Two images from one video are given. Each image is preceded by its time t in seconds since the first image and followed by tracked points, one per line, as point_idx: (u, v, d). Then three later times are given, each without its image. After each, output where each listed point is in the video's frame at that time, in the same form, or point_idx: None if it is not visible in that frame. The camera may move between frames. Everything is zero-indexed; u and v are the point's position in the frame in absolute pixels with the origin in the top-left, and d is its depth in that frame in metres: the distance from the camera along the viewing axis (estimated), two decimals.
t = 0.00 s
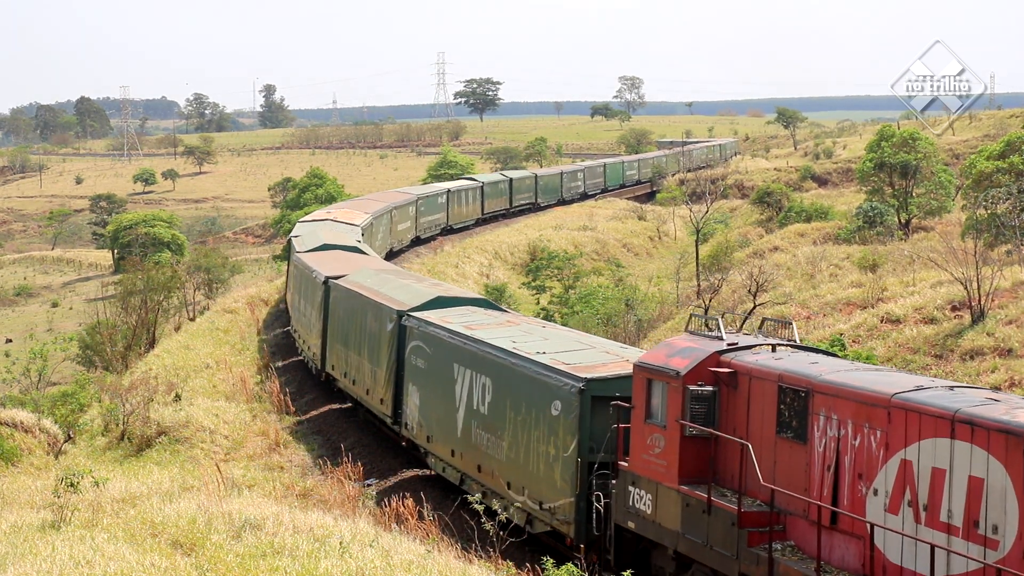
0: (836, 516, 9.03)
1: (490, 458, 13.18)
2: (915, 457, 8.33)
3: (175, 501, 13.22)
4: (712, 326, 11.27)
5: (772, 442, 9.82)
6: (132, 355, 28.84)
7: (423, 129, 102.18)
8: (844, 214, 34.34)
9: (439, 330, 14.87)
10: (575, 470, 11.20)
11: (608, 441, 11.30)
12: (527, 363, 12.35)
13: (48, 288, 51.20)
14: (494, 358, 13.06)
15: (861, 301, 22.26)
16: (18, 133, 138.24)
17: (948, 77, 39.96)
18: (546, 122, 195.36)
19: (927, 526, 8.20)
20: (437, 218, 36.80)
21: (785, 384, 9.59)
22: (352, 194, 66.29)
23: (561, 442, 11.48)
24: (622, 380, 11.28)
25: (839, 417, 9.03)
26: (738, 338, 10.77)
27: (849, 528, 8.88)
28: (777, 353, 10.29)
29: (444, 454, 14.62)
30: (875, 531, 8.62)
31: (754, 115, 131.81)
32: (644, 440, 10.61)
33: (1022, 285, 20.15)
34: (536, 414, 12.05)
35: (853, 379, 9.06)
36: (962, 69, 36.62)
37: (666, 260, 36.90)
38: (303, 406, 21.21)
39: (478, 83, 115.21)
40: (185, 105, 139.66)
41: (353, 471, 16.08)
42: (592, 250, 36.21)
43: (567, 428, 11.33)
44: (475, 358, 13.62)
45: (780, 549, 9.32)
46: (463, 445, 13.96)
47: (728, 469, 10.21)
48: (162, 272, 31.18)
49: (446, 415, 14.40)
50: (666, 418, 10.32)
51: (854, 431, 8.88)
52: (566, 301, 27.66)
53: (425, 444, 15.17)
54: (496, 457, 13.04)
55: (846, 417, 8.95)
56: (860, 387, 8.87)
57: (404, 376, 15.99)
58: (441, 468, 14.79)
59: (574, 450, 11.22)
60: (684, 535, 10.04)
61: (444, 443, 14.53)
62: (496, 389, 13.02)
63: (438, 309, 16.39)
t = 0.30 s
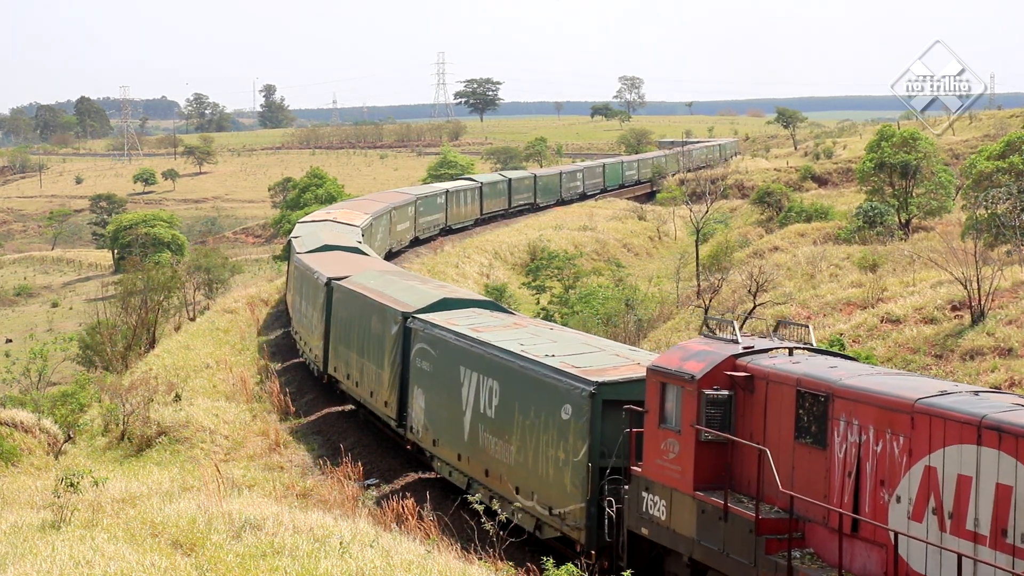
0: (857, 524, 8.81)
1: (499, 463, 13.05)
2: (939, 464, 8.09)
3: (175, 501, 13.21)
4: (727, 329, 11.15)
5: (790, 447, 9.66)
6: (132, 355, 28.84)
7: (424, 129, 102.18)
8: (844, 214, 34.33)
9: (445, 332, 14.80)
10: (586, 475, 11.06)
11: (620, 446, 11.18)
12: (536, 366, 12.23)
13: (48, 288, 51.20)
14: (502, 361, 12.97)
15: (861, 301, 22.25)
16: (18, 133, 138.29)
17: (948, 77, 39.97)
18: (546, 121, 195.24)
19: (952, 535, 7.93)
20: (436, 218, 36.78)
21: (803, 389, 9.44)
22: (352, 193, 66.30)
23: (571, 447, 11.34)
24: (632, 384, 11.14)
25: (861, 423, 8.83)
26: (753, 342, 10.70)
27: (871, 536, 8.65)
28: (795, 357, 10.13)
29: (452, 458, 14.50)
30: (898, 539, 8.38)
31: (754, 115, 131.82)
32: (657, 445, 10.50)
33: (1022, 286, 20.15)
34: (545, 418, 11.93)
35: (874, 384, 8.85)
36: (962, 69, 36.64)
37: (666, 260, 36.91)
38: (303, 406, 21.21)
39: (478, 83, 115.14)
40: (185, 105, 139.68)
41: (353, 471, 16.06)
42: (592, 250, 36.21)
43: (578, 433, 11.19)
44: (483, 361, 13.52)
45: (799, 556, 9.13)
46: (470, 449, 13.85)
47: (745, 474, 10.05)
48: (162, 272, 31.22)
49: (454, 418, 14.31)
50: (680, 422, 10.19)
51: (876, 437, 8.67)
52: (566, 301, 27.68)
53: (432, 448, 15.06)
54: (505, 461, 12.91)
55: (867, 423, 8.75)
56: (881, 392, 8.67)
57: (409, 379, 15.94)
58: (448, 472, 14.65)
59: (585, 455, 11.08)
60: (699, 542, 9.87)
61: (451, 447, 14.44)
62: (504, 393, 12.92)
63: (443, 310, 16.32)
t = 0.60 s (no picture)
0: (879, 532, 8.55)
1: (507, 467, 12.87)
2: (965, 471, 7.83)
3: (175, 501, 13.22)
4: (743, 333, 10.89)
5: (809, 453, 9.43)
6: (132, 355, 28.82)
7: (424, 129, 102.17)
8: (844, 214, 34.32)
9: (451, 334, 14.71)
10: (597, 480, 10.86)
11: (633, 451, 10.95)
12: (546, 370, 12.06)
13: (48, 288, 51.20)
14: (510, 364, 12.85)
15: (861, 301, 22.25)
16: (18, 133, 138.37)
17: (948, 77, 39.97)
18: (546, 121, 195.22)
19: (978, 544, 7.65)
20: (434, 218, 36.75)
21: (823, 393, 9.22)
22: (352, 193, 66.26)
23: (582, 451, 11.14)
24: (644, 387, 10.95)
25: (882, 428, 8.58)
26: (770, 346, 10.50)
27: (894, 544, 8.37)
28: (812, 361, 9.94)
29: (457, 462, 14.35)
30: (921, 547, 8.12)
31: (754, 115, 131.88)
32: (671, 451, 10.23)
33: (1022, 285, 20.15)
34: (554, 422, 11.75)
35: (896, 388, 8.61)
36: (962, 68, 36.64)
37: (666, 260, 36.91)
38: (303, 406, 21.21)
39: (478, 83, 115.11)
40: (185, 105, 139.63)
41: (353, 470, 16.04)
42: (592, 250, 36.22)
43: (589, 438, 10.99)
44: (491, 364, 13.36)
45: (818, 564, 8.86)
46: (477, 453, 13.65)
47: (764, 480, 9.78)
48: (162, 273, 31.31)
49: (460, 422, 14.12)
50: (695, 428, 9.93)
51: (899, 442, 8.43)
52: (566, 301, 27.70)
53: (437, 451, 14.93)
54: (514, 466, 12.72)
55: (889, 428, 8.50)
56: (904, 397, 8.43)
57: (414, 382, 15.79)
58: (455, 475, 14.50)
59: (596, 460, 10.88)
60: (715, 550, 9.60)
61: (457, 451, 14.23)
62: (513, 396, 12.75)
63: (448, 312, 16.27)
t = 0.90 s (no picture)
0: (902, 540, 8.32)
1: (515, 471, 12.75)
2: (992, 478, 7.59)
3: (175, 501, 13.21)
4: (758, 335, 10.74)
5: (829, 459, 9.20)
6: (132, 355, 28.80)
7: (424, 129, 102.16)
8: (844, 214, 34.31)
9: (457, 337, 14.55)
10: (609, 485, 10.69)
11: (646, 456, 10.81)
12: (556, 373, 11.91)
13: (48, 287, 51.18)
14: (518, 367, 12.69)
15: (861, 301, 22.24)
16: (18, 132, 138.44)
17: (948, 77, 39.97)
18: (546, 120, 195.09)
19: (1005, 554, 7.41)
20: (433, 219, 36.75)
21: (843, 398, 8.97)
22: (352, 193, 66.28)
23: (593, 456, 10.98)
24: (657, 392, 10.81)
25: (905, 435, 8.34)
26: (787, 348, 10.21)
27: (918, 552, 8.15)
28: (831, 364, 9.69)
29: (464, 466, 14.20)
30: (946, 555, 7.90)
31: (754, 115, 131.84)
32: (686, 456, 10.02)
33: (1022, 285, 20.15)
34: (565, 427, 11.59)
35: (920, 393, 8.37)
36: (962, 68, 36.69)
37: (666, 260, 36.91)
38: (303, 406, 21.21)
39: (478, 84, 115.08)
40: (185, 105, 139.72)
41: (353, 471, 16.03)
42: (592, 250, 36.22)
43: (600, 443, 10.84)
44: (499, 367, 13.20)
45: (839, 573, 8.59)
46: (484, 458, 13.54)
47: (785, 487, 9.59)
48: (162, 273, 31.35)
49: (467, 426, 14.01)
50: (711, 433, 9.69)
51: (923, 449, 8.20)
52: (566, 301, 27.72)
53: (444, 455, 14.80)
54: (522, 470, 12.59)
55: (913, 435, 8.26)
56: (928, 403, 8.19)
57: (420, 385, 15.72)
58: (461, 479, 14.34)
59: (607, 465, 10.72)
60: (732, 557, 9.34)
61: (464, 455, 14.13)
62: (522, 400, 12.62)
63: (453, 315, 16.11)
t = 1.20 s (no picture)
0: (928, 549, 8.08)
1: (524, 476, 12.56)
2: (1020, 486, 7.33)
3: (175, 501, 13.21)
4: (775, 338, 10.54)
5: (851, 465, 9.00)
6: (132, 355, 28.79)
7: (424, 129, 102.16)
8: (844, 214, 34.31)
9: (463, 340, 14.40)
10: (620, 492, 10.52)
11: (659, 462, 10.66)
12: (565, 377, 11.69)
13: (48, 288, 51.18)
14: (525, 371, 12.53)
15: (861, 301, 22.23)
16: (18, 132, 138.53)
17: (948, 77, 39.95)
18: (546, 120, 195.12)
19: None
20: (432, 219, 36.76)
21: (865, 404, 8.77)
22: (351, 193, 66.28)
23: (604, 462, 10.80)
24: (669, 397, 10.62)
25: (930, 441, 8.12)
26: (804, 352, 10.05)
27: (943, 562, 7.90)
28: (851, 369, 9.49)
29: (471, 471, 14.05)
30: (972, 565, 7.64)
31: (754, 115, 131.95)
32: (703, 462, 9.88)
33: (1022, 285, 20.16)
34: (574, 432, 11.42)
35: (944, 399, 8.15)
36: (962, 68, 36.69)
37: (666, 260, 36.93)
38: (303, 406, 21.23)
39: (478, 84, 115.12)
40: (185, 105, 139.72)
41: (353, 470, 16.05)
42: (592, 250, 36.24)
43: (611, 448, 10.66)
44: (506, 370, 13.04)
45: None
46: (491, 461, 13.39)
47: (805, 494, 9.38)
48: (162, 273, 31.38)
49: (473, 429, 13.85)
50: (727, 439, 9.57)
51: (948, 456, 7.97)
52: (566, 301, 27.72)
53: (450, 459, 14.66)
54: (531, 475, 12.40)
55: (938, 441, 8.04)
56: (955, 409, 7.95)
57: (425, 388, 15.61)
58: (468, 484, 14.19)
59: (619, 471, 10.54)
60: (750, 565, 9.21)
61: (470, 459, 13.97)
62: (530, 404, 12.43)
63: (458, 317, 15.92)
